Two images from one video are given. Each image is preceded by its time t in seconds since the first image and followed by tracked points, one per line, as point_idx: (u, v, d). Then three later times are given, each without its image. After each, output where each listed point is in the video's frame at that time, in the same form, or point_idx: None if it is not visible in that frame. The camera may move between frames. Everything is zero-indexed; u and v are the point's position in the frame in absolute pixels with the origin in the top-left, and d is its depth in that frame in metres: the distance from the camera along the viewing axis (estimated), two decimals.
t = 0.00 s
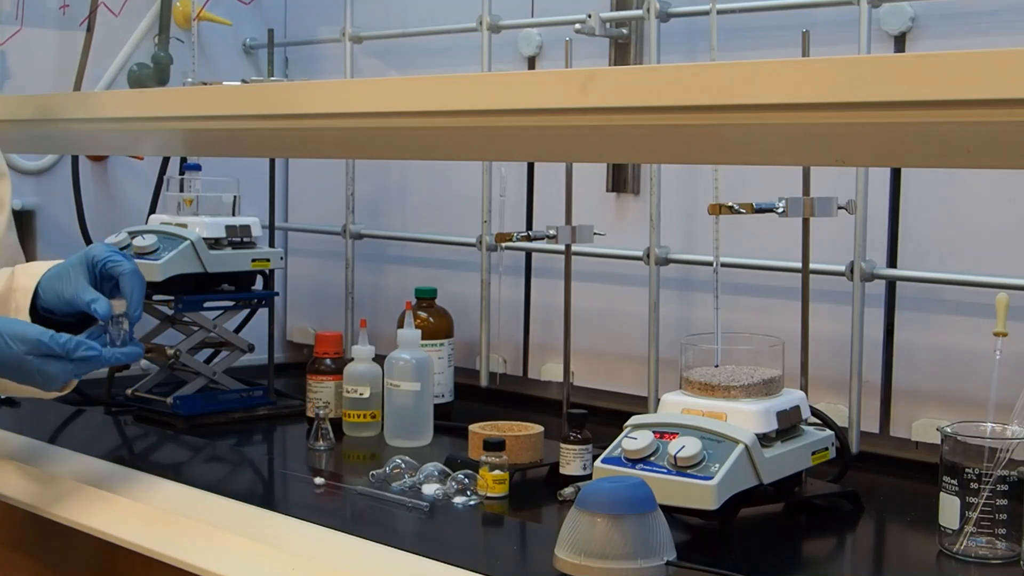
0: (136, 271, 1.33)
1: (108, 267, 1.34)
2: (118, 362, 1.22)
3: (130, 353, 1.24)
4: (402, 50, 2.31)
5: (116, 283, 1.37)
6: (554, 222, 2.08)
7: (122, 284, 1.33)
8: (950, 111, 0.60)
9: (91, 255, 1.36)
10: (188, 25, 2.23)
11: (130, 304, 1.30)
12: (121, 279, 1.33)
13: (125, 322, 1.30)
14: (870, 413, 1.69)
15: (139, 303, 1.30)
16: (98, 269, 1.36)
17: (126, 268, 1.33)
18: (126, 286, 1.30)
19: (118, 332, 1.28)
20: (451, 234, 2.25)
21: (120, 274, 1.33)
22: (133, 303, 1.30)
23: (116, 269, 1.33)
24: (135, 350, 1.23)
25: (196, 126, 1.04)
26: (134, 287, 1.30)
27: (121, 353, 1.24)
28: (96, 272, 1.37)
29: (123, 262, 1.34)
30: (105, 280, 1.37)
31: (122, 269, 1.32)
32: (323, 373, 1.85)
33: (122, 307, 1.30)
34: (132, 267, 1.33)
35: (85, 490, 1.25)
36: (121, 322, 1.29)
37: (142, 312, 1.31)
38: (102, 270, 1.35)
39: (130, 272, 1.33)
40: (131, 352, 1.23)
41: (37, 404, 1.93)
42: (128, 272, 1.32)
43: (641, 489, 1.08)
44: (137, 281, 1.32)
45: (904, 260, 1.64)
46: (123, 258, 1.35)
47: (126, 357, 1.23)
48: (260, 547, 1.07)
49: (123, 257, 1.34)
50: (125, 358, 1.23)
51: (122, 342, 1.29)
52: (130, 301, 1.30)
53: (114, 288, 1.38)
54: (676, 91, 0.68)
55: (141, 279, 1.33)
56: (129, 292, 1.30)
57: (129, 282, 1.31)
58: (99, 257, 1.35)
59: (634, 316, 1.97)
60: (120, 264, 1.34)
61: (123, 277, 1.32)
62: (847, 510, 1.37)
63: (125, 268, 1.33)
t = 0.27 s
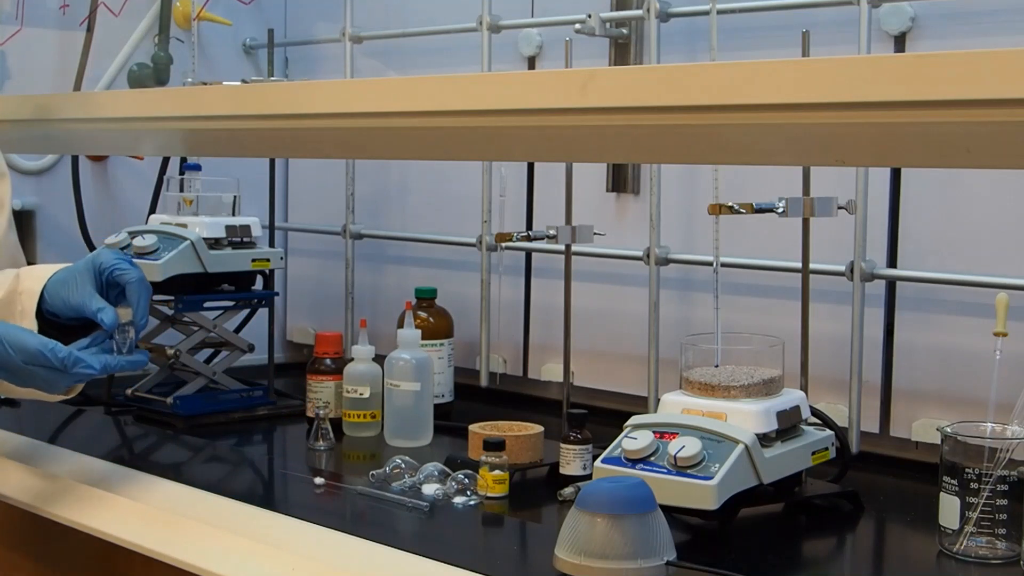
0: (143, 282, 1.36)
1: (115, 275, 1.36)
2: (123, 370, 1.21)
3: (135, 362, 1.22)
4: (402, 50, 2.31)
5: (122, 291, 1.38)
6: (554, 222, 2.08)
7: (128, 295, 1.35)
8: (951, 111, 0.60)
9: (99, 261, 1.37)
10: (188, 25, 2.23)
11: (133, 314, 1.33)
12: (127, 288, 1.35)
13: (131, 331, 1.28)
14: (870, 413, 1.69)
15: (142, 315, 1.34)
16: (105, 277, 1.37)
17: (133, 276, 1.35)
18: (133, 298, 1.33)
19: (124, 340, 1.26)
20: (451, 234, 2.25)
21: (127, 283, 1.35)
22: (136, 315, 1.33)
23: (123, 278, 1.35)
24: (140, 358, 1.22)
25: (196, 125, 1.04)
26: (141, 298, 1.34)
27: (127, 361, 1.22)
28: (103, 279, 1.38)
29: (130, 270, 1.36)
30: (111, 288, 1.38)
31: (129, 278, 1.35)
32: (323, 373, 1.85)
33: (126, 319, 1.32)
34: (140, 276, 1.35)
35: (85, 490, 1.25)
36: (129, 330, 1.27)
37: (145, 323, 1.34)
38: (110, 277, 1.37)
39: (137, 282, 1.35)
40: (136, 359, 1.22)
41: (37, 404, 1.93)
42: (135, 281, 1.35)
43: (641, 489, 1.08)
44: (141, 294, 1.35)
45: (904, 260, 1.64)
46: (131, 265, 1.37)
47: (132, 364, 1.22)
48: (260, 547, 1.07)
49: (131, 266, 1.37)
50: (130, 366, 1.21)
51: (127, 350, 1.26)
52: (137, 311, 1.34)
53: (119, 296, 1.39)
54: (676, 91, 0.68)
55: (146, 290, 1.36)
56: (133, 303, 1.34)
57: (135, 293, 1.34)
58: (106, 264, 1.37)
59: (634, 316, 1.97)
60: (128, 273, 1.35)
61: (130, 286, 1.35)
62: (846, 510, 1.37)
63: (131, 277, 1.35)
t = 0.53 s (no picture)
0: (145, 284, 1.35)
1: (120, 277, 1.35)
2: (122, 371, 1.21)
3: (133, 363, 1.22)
4: (402, 50, 2.31)
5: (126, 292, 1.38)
6: (554, 222, 2.08)
7: (131, 296, 1.34)
8: (950, 111, 0.60)
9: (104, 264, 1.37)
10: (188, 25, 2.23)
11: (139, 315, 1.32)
12: (131, 290, 1.34)
13: (135, 333, 1.28)
14: (871, 413, 1.69)
15: (146, 317, 1.32)
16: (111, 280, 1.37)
17: (137, 278, 1.35)
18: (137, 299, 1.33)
19: (128, 341, 1.26)
20: (451, 234, 2.25)
21: (131, 285, 1.34)
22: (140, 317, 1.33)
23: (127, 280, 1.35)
24: (142, 358, 1.22)
25: (196, 125, 1.04)
26: (145, 299, 1.33)
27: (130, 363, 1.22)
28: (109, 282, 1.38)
29: (134, 272, 1.36)
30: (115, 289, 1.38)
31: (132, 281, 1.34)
32: (323, 373, 1.85)
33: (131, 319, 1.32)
34: (143, 278, 1.35)
35: (84, 490, 1.25)
36: (132, 331, 1.28)
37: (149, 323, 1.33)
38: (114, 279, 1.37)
39: (140, 285, 1.35)
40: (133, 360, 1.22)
41: (37, 404, 1.93)
42: (139, 283, 1.34)
43: (641, 489, 1.08)
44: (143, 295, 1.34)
45: (904, 260, 1.64)
46: (135, 268, 1.37)
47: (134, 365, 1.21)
48: (259, 547, 1.07)
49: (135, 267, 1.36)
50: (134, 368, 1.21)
51: (130, 352, 1.26)
52: (140, 312, 1.32)
53: (123, 296, 1.39)
54: (675, 91, 0.68)
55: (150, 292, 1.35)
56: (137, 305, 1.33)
57: (138, 294, 1.33)
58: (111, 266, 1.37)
59: (634, 316, 1.97)
60: (132, 275, 1.35)
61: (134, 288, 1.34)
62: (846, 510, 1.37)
63: (135, 279, 1.35)
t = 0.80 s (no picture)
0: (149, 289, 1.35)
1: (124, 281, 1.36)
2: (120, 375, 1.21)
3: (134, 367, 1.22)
4: (402, 50, 2.31)
5: (131, 297, 1.38)
6: (554, 222, 2.08)
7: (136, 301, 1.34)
8: (950, 111, 0.60)
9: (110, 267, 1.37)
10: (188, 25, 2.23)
11: (141, 320, 1.32)
12: (135, 295, 1.34)
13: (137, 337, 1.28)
14: (871, 413, 1.69)
15: (150, 322, 1.32)
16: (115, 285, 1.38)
17: (142, 283, 1.35)
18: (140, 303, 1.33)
19: (129, 345, 1.27)
20: (451, 234, 2.25)
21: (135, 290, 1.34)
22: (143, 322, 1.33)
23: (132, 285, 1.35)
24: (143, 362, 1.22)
25: (196, 125, 1.04)
26: (148, 304, 1.33)
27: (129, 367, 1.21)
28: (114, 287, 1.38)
29: (139, 277, 1.36)
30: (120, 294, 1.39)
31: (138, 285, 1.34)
32: (323, 373, 1.85)
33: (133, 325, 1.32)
34: (148, 283, 1.35)
35: (84, 489, 1.25)
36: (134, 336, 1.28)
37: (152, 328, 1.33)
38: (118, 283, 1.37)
39: (145, 289, 1.35)
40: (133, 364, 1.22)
41: (37, 404, 1.93)
42: (143, 287, 1.34)
43: (642, 489, 1.08)
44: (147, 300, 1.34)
45: (904, 260, 1.64)
46: (140, 272, 1.37)
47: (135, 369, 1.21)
48: (258, 547, 1.07)
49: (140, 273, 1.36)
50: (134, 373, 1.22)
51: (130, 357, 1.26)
52: (143, 317, 1.33)
53: (128, 301, 1.40)
54: (676, 91, 0.68)
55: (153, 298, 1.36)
56: (140, 309, 1.33)
57: (142, 299, 1.33)
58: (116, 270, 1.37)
59: (634, 315, 1.97)
60: (137, 279, 1.35)
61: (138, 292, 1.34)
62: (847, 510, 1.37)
63: (140, 285, 1.35)
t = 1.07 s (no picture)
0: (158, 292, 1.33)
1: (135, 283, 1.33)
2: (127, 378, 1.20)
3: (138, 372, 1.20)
4: (402, 50, 2.31)
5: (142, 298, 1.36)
6: (554, 222, 2.08)
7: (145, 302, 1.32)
8: (951, 111, 0.60)
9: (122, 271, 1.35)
10: (188, 25, 2.23)
11: (150, 320, 1.30)
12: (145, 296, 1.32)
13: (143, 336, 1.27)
14: (870, 413, 1.69)
15: (157, 323, 1.30)
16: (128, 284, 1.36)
17: (150, 285, 1.33)
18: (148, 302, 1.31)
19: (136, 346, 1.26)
20: (451, 234, 2.25)
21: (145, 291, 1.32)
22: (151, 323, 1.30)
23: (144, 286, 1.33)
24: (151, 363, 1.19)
25: (197, 125, 1.04)
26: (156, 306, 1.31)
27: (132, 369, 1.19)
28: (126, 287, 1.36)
29: (149, 278, 1.34)
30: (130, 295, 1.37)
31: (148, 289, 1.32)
32: (323, 373, 1.85)
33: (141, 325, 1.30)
34: (157, 284, 1.33)
35: (83, 489, 1.25)
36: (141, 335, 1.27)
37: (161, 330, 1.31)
38: (131, 284, 1.35)
39: (153, 291, 1.32)
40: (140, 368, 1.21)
41: (36, 403, 1.93)
42: (152, 289, 1.32)
43: (642, 489, 1.08)
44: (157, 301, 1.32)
45: (904, 260, 1.64)
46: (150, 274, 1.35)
47: (144, 370, 1.19)
48: (258, 547, 1.07)
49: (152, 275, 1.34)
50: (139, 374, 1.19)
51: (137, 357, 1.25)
52: (152, 318, 1.30)
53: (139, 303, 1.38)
54: (677, 90, 0.68)
55: (162, 301, 1.33)
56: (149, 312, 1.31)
57: (151, 302, 1.31)
58: (128, 272, 1.35)
59: (634, 315, 1.97)
60: (147, 281, 1.33)
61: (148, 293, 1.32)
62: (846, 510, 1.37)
63: (149, 285, 1.33)
